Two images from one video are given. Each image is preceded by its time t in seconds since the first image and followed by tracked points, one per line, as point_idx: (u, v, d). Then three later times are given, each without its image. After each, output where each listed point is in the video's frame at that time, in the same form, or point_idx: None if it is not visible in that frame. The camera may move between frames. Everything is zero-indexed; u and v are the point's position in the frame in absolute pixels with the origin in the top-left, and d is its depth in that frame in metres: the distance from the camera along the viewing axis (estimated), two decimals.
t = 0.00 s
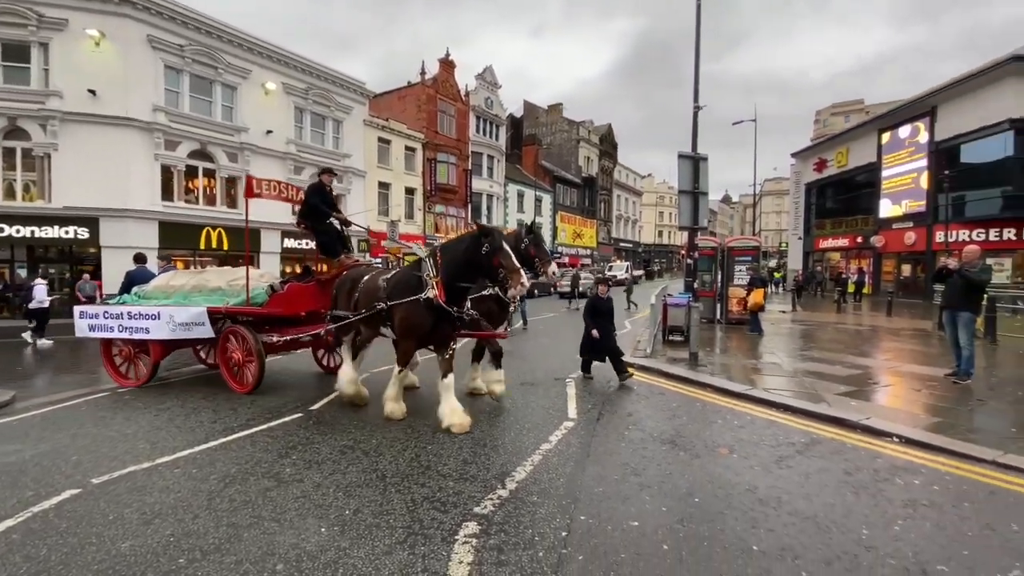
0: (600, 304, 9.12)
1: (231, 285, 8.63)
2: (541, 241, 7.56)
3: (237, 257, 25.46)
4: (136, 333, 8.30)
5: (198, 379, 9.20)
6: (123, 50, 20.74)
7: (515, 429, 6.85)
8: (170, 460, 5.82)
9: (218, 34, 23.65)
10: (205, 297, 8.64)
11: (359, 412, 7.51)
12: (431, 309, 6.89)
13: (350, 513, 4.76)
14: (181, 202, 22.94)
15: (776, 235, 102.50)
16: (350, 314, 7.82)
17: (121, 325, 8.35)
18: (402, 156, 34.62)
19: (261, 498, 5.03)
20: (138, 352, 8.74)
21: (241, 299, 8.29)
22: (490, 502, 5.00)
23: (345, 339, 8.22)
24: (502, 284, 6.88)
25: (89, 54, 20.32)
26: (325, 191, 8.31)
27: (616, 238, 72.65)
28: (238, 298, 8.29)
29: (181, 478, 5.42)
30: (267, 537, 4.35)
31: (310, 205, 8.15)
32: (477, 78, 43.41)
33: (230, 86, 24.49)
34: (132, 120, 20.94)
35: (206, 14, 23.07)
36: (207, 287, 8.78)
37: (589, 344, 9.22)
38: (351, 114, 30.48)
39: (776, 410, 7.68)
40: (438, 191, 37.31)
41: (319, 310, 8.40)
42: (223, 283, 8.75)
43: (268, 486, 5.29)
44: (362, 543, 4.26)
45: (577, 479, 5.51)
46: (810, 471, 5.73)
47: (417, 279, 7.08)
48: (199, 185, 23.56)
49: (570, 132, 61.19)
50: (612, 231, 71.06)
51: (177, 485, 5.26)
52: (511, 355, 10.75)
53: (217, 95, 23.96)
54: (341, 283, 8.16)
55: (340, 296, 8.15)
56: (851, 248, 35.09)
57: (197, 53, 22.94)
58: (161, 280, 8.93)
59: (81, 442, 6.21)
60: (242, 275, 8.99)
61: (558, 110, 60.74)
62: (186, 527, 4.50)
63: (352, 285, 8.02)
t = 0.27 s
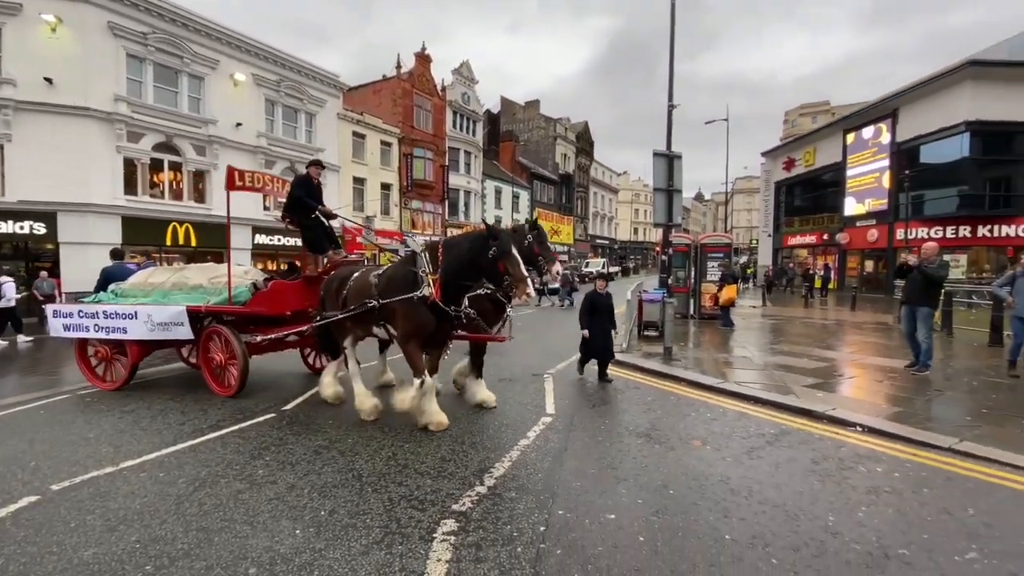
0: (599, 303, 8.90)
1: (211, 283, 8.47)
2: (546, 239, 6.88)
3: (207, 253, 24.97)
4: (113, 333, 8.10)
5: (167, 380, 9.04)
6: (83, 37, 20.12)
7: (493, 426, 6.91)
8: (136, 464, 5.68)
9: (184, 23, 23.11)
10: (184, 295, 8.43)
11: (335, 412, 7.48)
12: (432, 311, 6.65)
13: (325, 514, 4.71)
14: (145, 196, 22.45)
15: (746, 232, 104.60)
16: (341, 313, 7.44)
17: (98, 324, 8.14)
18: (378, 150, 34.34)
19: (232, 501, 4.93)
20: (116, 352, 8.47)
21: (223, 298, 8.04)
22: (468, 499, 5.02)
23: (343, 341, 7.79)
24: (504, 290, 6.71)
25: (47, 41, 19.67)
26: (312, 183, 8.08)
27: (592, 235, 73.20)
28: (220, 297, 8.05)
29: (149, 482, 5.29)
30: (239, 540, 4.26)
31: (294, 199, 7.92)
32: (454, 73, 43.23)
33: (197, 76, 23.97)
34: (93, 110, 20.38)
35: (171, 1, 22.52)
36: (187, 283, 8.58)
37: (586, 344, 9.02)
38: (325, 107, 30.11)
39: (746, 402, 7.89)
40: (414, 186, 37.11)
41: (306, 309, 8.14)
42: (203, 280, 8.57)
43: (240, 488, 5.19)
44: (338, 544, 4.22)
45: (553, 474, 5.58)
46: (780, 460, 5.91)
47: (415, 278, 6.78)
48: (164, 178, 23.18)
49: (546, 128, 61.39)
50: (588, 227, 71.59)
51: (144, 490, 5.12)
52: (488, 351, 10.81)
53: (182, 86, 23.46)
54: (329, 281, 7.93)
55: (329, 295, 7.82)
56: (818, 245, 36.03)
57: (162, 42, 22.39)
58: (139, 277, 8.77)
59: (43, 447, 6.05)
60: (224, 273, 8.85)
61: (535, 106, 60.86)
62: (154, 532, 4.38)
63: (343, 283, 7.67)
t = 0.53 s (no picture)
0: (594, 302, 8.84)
1: (189, 282, 8.24)
2: (547, 237, 7.45)
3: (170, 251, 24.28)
4: (86, 335, 7.81)
5: (129, 382, 8.83)
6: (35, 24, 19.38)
7: (467, 424, 6.94)
8: (95, 470, 5.53)
9: (144, 11, 22.42)
10: (161, 294, 8.14)
11: (307, 412, 7.42)
12: (423, 310, 5.95)
13: (297, 517, 4.66)
14: (103, 190, 21.74)
15: (715, 230, 106.66)
16: (325, 313, 7.02)
17: (70, 326, 7.86)
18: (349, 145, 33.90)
19: (198, 506, 4.84)
20: (89, 357, 8.19)
21: (201, 296, 7.70)
22: (442, 497, 5.04)
23: (321, 342, 7.66)
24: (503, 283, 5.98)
25: None
26: (294, 174, 7.82)
27: (567, 232, 73.68)
28: (198, 296, 7.69)
29: (110, 488, 5.15)
30: (206, 546, 4.18)
31: (275, 191, 7.64)
32: (426, 68, 42.87)
33: (157, 67, 23.28)
34: (46, 101, 19.69)
35: None
36: (164, 283, 8.32)
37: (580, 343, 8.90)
38: (293, 100, 29.60)
39: (716, 396, 8.09)
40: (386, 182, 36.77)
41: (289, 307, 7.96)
42: (180, 280, 8.34)
43: (207, 492, 5.10)
44: (309, 547, 4.19)
45: (527, 470, 5.64)
46: (747, 451, 6.09)
47: (403, 275, 6.15)
48: (123, 173, 22.41)
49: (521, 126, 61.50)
50: (563, 225, 72.00)
51: (104, 497, 4.98)
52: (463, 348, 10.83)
53: (142, 75, 22.73)
54: (313, 277, 7.64)
55: (310, 292, 7.57)
56: (782, 242, 36.96)
57: (120, 30, 21.65)
58: (112, 277, 8.50)
59: None
60: (202, 273, 8.68)
61: (510, 103, 60.89)
62: (116, 540, 4.27)
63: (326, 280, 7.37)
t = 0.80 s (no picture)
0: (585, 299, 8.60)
1: (161, 282, 7.91)
2: (546, 234, 7.80)
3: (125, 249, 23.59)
4: (50, 340, 7.44)
5: (84, 388, 8.55)
6: None
7: (438, 424, 6.94)
8: (46, 480, 5.32)
9: None
10: (131, 295, 7.79)
11: (273, 415, 7.32)
12: (411, 310, 5.78)
13: (263, 523, 4.57)
14: (52, 186, 21.00)
15: (682, 229, 108.55)
16: (303, 317, 6.71)
17: (34, 330, 7.49)
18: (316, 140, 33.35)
19: (158, 515, 4.69)
20: (54, 361, 7.86)
21: (173, 297, 7.28)
22: (413, 498, 5.04)
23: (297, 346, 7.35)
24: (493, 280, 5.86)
25: None
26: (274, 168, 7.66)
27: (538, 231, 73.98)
28: (170, 297, 7.28)
29: (62, 499, 4.95)
30: (167, 556, 4.06)
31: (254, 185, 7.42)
32: (395, 64, 42.48)
33: (110, 56, 22.52)
34: None
35: None
36: (135, 283, 7.98)
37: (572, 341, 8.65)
38: (256, 94, 29.02)
39: (683, 391, 8.29)
40: (355, 178, 36.29)
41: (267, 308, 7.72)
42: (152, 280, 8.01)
43: (167, 501, 4.94)
44: (277, 554, 4.12)
45: (497, 469, 5.68)
46: (712, 444, 6.27)
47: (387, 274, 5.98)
48: (73, 167, 21.70)
49: (492, 123, 61.41)
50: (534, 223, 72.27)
51: (55, 509, 4.78)
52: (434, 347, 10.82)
53: (94, 65, 21.98)
54: (292, 277, 7.29)
55: (289, 294, 7.29)
56: (745, 241, 37.89)
57: (70, 17, 20.87)
58: (79, 277, 8.13)
59: None
60: (176, 273, 8.36)
61: (480, 101, 60.78)
62: (69, 553, 4.10)
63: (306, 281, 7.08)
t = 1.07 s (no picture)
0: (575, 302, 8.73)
1: (127, 283, 7.57)
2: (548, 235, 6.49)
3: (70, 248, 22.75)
4: (6, 345, 7.09)
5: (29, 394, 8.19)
6: None
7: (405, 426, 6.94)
8: None
9: None
10: (94, 298, 7.45)
11: (235, 420, 7.16)
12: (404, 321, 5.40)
13: (223, 532, 4.41)
14: None
15: (645, 228, 110.56)
16: (284, 322, 6.32)
17: None
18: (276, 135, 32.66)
19: (108, 527, 4.45)
20: (11, 369, 7.53)
21: (140, 300, 6.95)
22: (381, 502, 4.98)
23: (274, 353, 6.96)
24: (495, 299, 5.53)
25: None
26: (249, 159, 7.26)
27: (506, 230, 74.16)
28: (136, 300, 6.97)
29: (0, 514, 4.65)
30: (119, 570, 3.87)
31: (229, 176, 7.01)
32: (360, 59, 42.05)
33: (53, 45, 21.70)
34: None
35: None
36: (99, 285, 7.63)
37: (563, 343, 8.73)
38: (213, 86, 28.30)
39: (649, 386, 8.48)
40: (317, 174, 35.57)
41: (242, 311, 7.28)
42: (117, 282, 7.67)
43: (118, 512, 4.71)
44: (237, 564, 3.98)
45: (465, 470, 5.68)
46: (675, 438, 6.45)
47: (378, 277, 5.51)
48: (11, 161, 20.79)
49: (459, 122, 61.24)
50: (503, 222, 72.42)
51: None
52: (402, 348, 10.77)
53: (35, 54, 21.18)
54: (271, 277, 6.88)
55: (267, 297, 6.87)
56: (706, 240, 38.85)
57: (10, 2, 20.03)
58: (39, 277, 7.73)
59: None
60: (142, 273, 8.01)
61: (448, 99, 60.54)
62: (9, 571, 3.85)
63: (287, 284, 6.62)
